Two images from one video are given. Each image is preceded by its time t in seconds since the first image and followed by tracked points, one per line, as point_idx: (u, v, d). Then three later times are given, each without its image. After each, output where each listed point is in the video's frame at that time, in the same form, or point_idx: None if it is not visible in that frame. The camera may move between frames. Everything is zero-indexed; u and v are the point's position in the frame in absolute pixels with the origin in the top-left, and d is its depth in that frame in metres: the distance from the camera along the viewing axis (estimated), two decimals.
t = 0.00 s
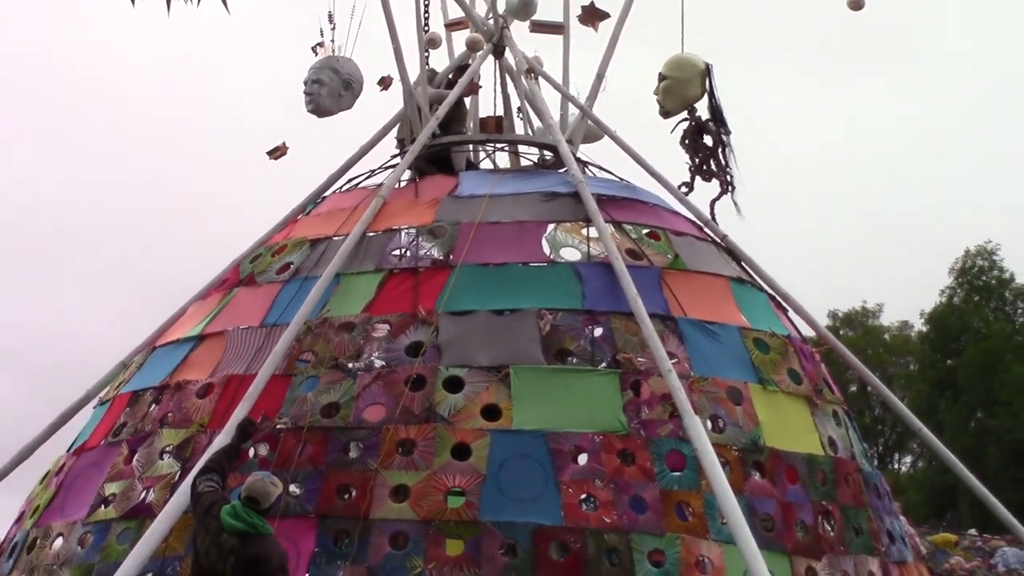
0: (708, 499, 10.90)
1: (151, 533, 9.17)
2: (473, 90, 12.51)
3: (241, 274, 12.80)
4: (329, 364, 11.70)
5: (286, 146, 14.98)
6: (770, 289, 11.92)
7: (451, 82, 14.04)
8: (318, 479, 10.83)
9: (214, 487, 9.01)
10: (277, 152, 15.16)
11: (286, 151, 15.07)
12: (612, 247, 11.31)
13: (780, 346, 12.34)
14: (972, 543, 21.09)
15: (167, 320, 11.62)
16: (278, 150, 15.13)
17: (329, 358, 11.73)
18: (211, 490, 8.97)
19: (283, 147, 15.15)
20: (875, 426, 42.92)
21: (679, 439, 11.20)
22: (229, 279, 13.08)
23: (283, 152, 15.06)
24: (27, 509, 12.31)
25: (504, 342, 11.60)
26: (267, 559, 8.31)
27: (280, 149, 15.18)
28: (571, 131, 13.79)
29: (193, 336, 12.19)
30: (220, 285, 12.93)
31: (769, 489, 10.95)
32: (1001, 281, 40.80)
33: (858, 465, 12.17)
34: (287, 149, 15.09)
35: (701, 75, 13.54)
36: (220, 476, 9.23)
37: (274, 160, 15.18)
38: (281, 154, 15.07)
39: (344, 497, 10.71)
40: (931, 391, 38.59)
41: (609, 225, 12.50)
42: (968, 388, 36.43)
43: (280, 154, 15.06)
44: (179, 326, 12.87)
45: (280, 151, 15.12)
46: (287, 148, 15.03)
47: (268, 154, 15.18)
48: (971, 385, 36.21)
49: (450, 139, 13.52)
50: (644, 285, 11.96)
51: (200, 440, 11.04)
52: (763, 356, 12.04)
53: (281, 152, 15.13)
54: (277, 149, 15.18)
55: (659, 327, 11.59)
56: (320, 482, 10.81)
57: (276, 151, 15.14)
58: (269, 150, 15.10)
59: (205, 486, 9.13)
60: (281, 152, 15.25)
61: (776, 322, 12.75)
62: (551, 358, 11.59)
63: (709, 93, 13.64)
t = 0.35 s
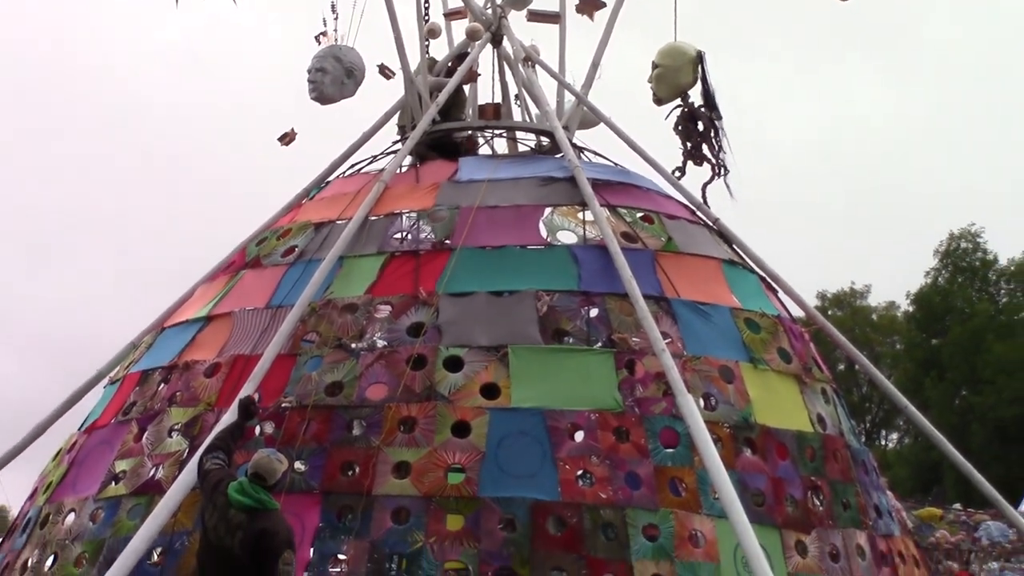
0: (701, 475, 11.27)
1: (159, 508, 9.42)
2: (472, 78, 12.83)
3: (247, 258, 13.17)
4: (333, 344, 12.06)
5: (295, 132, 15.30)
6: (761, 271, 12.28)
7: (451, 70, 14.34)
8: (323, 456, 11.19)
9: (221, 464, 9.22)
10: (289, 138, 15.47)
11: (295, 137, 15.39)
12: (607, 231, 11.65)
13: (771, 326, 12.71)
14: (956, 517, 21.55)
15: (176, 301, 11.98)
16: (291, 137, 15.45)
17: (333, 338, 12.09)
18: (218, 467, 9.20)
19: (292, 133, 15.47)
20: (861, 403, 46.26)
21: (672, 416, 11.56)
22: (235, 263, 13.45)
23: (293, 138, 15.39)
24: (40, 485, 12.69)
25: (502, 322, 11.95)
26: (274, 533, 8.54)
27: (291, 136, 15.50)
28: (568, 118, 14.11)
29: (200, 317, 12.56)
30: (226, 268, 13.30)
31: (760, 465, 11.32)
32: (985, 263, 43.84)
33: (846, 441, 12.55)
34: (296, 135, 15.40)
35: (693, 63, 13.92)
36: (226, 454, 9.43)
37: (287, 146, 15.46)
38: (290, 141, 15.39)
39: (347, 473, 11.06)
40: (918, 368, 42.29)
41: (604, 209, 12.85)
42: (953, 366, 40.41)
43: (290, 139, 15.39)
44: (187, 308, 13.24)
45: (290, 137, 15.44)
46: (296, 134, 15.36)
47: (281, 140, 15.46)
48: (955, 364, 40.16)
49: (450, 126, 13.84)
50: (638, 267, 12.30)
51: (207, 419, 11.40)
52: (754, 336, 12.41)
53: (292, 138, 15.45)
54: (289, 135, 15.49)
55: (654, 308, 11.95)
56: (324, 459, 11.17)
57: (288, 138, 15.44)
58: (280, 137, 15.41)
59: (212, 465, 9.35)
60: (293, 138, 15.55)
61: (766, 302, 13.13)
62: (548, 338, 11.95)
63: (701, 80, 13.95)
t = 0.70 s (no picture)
0: (694, 460, 11.65)
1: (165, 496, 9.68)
2: (471, 75, 13.16)
3: (253, 250, 13.53)
4: (336, 334, 12.43)
5: (299, 128, 15.62)
6: (752, 262, 12.65)
7: (450, 67, 14.67)
8: (326, 443, 11.55)
9: (229, 453, 9.60)
10: (296, 134, 15.82)
11: (301, 133, 15.74)
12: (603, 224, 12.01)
13: (762, 315, 13.09)
14: (942, 500, 21.94)
15: (184, 292, 12.36)
16: (296, 133, 15.78)
17: (337, 329, 12.45)
18: (226, 455, 9.55)
19: (297, 128, 15.80)
20: (850, 390, 48.00)
21: (666, 404, 11.94)
22: (241, 255, 13.81)
23: (299, 133, 15.73)
24: (52, 472, 13.06)
25: (500, 313, 12.30)
26: (279, 518, 8.88)
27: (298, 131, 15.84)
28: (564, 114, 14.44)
29: (207, 308, 12.92)
30: (233, 260, 13.66)
31: (751, 451, 11.70)
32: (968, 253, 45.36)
33: (835, 427, 12.93)
34: (302, 130, 15.72)
35: (683, 60, 14.25)
36: (233, 442, 9.73)
37: (295, 141, 15.80)
38: (295, 136, 15.73)
39: (350, 460, 11.42)
40: (905, 356, 44.30)
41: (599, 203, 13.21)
42: (938, 353, 42.24)
43: (294, 133, 15.72)
44: (195, 299, 13.61)
45: (296, 132, 15.77)
46: (302, 129, 15.70)
47: (286, 135, 15.81)
48: (942, 350, 42.00)
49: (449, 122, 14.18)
50: (632, 258, 12.67)
51: (215, 407, 11.76)
52: (746, 325, 12.79)
53: (298, 134, 15.78)
54: (295, 131, 15.83)
55: (648, 298, 12.31)
56: (328, 445, 11.53)
57: (294, 133, 15.78)
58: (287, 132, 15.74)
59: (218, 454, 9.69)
60: (298, 133, 15.88)
61: (757, 293, 13.51)
62: (545, 328, 12.32)
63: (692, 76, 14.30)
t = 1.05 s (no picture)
0: (686, 449, 12.03)
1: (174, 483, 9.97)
2: (470, 75, 13.51)
3: (258, 245, 13.90)
4: (339, 326, 12.80)
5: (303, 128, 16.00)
6: (742, 257, 13.02)
7: (449, 67, 15.02)
8: (329, 432, 11.91)
9: (234, 441, 9.88)
10: (300, 133, 16.20)
11: (305, 132, 16.12)
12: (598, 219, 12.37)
13: (752, 308, 13.47)
14: (926, 488, 22.53)
15: (191, 286, 12.72)
16: (300, 131, 16.16)
17: (339, 321, 12.82)
18: (232, 444, 9.85)
19: (301, 127, 16.18)
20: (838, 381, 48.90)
21: (659, 394, 12.31)
22: (246, 250, 14.18)
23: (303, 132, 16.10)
24: (62, 460, 13.44)
25: (498, 306, 12.67)
26: (285, 505, 9.16)
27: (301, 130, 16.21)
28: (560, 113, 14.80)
29: (214, 302, 13.29)
30: (238, 255, 14.03)
31: (742, 440, 12.08)
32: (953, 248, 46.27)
33: (823, 417, 13.32)
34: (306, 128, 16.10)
35: (675, 60, 14.61)
36: (239, 431, 10.05)
37: (298, 139, 16.22)
38: (299, 135, 16.10)
39: (353, 448, 11.79)
40: (890, 346, 44.98)
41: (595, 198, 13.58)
42: (923, 344, 43.09)
43: (297, 132, 16.09)
44: (201, 293, 13.98)
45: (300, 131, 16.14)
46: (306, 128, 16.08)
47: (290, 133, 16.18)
48: (926, 342, 42.80)
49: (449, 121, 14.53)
50: (627, 252, 13.04)
51: (221, 397, 12.13)
52: (737, 318, 13.17)
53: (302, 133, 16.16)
54: (299, 129, 16.21)
55: (642, 291, 12.68)
56: (331, 434, 11.90)
57: (299, 132, 16.16)
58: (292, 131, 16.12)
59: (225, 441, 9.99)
60: (302, 132, 16.26)
61: (748, 286, 13.89)
62: (542, 320, 12.69)
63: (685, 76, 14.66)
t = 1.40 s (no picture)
0: (680, 439, 12.41)
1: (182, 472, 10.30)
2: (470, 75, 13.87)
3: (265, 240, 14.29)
4: (343, 319, 13.17)
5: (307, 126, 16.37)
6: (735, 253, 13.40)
7: (450, 67, 15.38)
8: (334, 422, 12.28)
9: (241, 430, 10.24)
10: (302, 131, 16.54)
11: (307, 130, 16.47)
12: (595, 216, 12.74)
13: (744, 302, 13.85)
14: (914, 477, 23.01)
15: (200, 280, 13.10)
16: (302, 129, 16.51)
17: (344, 314, 13.19)
18: (239, 432, 10.20)
19: (303, 125, 16.53)
20: (828, 373, 49.47)
21: (654, 385, 12.69)
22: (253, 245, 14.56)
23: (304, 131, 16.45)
24: (75, 449, 13.82)
25: (498, 299, 13.04)
26: (291, 492, 9.47)
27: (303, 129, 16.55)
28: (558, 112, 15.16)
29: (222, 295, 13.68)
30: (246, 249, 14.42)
31: (734, 430, 12.45)
32: (939, 244, 46.67)
33: (814, 408, 13.70)
34: (309, 127, 16.45)
35: (669, 61, 14.98)
36: (245, 420, 10.40)
37: (297, 137, 16.54)
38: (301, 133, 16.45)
39: (356, 438, 12.16)
40: (879, 341, 45.46)
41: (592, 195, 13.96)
42: (910, 337, 43.44)
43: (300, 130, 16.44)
44: (209, 286, 14.37)
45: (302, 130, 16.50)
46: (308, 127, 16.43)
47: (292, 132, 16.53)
48: (914, 335, 43.13)
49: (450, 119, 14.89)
50: (623, 248, 13.41)
51: (229, 388, 12.51)
52: (729, 311, 13.55)
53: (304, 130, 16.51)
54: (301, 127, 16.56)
55: (638, 286, 13.06)
56: (336, 424, 12.28)
57: (301, 130, 16.52)
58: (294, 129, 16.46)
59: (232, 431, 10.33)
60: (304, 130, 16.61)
61: (741, 281, 14.28)
62: (541, 313, 13.07)
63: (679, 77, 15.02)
